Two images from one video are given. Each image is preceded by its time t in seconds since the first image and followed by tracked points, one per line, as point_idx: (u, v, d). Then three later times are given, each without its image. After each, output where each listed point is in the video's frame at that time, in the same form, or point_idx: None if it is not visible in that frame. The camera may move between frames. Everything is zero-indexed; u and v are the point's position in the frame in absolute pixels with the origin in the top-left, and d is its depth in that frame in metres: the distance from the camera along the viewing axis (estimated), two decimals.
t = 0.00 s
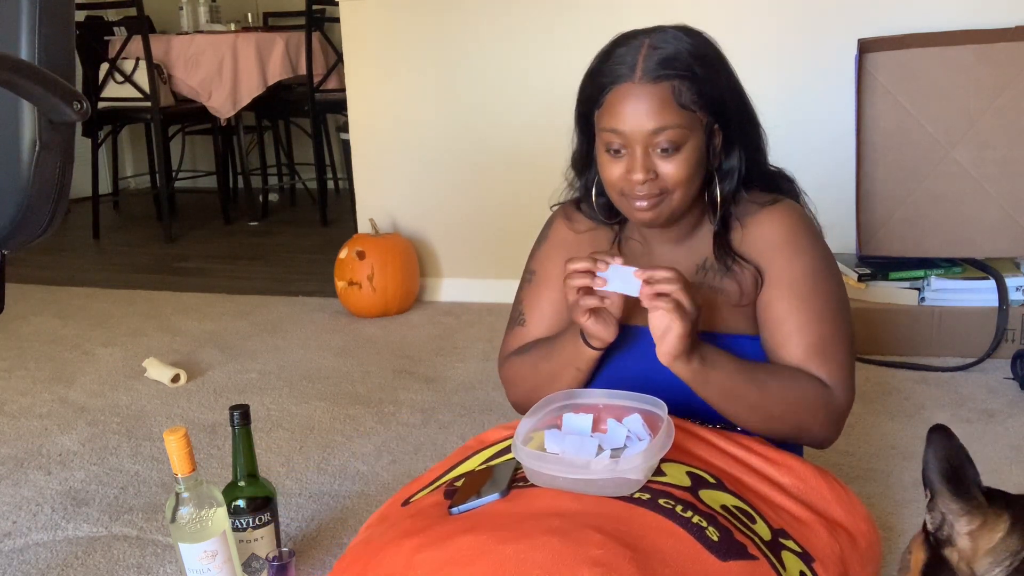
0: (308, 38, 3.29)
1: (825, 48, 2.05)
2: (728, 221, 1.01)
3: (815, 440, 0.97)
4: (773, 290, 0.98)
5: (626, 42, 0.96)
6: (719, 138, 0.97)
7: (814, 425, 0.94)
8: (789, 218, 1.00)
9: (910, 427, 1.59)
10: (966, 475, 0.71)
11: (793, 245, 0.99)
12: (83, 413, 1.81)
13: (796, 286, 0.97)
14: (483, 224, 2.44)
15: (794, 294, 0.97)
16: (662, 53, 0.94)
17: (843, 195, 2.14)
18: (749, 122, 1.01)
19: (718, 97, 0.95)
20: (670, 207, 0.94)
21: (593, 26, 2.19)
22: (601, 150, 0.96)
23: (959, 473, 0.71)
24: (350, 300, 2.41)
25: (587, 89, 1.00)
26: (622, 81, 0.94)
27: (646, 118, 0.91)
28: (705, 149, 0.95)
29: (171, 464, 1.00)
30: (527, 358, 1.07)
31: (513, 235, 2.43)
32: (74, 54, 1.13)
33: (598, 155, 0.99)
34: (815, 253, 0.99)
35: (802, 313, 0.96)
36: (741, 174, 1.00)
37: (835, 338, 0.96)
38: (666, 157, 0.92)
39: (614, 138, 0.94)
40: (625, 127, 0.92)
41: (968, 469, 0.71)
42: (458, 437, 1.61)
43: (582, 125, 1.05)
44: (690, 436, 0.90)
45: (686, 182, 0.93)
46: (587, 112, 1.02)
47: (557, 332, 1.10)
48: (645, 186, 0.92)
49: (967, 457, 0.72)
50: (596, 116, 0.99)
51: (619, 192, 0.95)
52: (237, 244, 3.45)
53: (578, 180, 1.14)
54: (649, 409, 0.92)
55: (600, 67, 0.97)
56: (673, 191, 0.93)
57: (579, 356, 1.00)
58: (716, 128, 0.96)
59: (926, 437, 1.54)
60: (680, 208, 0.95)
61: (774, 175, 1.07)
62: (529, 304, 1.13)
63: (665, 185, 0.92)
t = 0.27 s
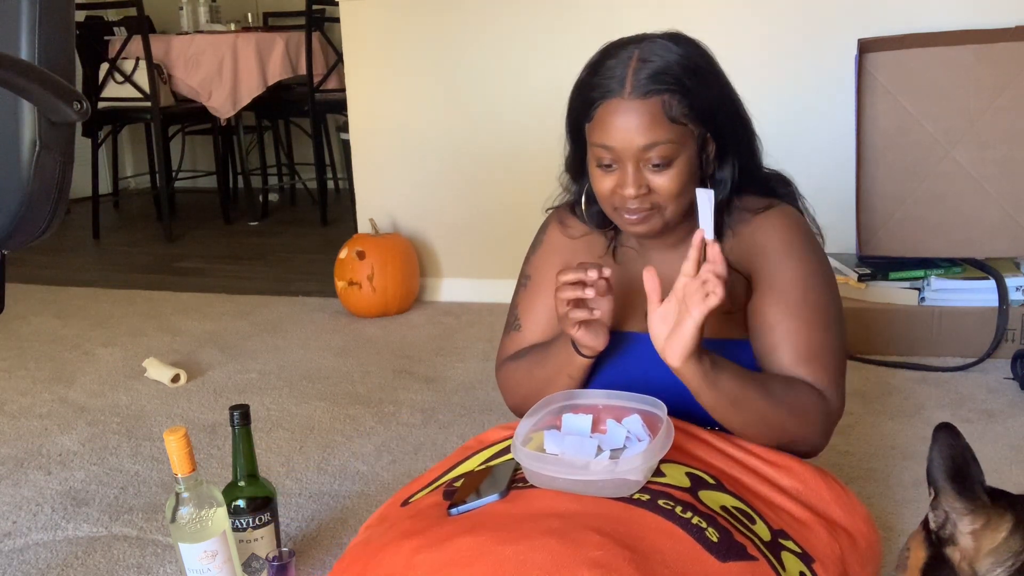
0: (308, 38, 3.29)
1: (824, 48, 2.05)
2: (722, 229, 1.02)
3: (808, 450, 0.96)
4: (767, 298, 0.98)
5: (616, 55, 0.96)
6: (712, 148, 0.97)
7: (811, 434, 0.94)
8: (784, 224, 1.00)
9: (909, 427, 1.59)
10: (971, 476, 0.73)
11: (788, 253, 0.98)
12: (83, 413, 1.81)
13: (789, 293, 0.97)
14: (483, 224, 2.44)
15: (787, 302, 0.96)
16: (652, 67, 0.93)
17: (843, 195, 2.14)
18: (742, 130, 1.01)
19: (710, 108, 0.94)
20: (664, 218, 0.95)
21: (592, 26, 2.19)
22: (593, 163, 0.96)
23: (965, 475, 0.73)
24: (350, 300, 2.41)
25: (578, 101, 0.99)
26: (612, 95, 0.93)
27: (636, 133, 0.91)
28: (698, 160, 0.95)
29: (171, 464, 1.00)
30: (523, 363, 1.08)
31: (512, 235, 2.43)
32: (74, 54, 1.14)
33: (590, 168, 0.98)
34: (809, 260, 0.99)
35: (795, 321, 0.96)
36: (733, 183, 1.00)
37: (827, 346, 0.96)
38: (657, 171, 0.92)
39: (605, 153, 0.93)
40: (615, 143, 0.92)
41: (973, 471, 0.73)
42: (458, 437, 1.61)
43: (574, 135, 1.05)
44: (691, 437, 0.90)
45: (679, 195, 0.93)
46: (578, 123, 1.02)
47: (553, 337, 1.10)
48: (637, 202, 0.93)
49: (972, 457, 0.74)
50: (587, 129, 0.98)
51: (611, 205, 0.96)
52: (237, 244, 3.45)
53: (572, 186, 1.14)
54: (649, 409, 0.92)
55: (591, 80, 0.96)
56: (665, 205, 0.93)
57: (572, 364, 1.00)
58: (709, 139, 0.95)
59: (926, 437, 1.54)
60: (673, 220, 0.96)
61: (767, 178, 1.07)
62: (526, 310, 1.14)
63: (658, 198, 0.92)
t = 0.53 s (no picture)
0: (308, 38, 3.29)
1: (823, 48, 2.05)
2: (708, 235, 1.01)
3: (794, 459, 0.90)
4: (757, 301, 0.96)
5: (600, 63, 0.94)
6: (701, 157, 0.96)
7: (790, 444, 0.88)
8: (771, 228, 0.99)
9: (909, 427, 1.59)
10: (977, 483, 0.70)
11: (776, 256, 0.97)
12: (83, 413, 1.81)
13: (772, 295, 0.95)
14: (483, 223, 2.44)
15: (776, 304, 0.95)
16: (638, 75, 0.91)
17: (843, 195, 2.14)
18: (728, 137, 1.00)
19: (697, 118, 0.93)
20: (653, 230, 0.93)
21: (592, 26, 2.19)
22: (580, 174, 0.95)
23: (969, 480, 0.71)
24: (350, 300, 2.41)
25: (563, 110, 0.98)
26: (597, 104, 0.91)
27: (622, 144, 0.89)
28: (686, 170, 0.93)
29: (171, 464, 1.00)
30: (517, 370, 1.08)
31: (512, 235, 2.43)
32: (74, 54, 1.14)
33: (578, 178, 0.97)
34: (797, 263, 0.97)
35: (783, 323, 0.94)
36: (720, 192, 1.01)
37: (812, 350, 0.94)
38: (645, 183, 0.90)
39: (591, 165, 0.92)
40: (601, 154, 0.90)
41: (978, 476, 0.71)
42: (458, 437, 1.61)
43: (561, 143, 1.03)
44: (691, 435, 0.90)
45: (667, 206, 0.92)
46: (564, 131, 1.00)
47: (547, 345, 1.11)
48: (624, 214, 0.91)
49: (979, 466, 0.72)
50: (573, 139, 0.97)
51: (598, 217, 0.94)
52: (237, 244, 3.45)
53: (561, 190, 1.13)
54: (648, 408, 0.92)
55: (575, 89, 0.95)
56: (653, 216, 0.92)
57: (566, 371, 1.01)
58: (697, 148, 0.94)
59: (926, 437, 1.54)
60: (661, 231, 0.95)
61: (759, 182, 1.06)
62: (520, 316, 1.14)
63: (647, 211, 0.91)
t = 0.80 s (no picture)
0: (308, 38, 3.29)
1: (824, 48, 2.05)
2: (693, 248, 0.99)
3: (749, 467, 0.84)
4: (729, 316, 0.93)
5: (583, 77, 0.91)
6: (688, 172, 0.94)
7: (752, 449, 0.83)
8: (753, 240, 0.97)
9: (909, 427, 1.59)
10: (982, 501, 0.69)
11: (752, 268, 0.94)
12: (82, 413, 1.81)
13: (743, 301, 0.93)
14: (483, 224, 2.44)
15: (752, 317, 0.92)
16: (619, 93, 0.88)
17: (843, 195, 2.14)
18: (715, 150, 0.96)
19: (682, 132, 0.90)
20: (639, 247, 0.93)
21: (593, 26, 2.19)
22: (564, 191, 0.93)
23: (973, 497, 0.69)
24: (349, 301, 2.41)
25: (546, 124, 0.95)
26: (577, 123, 0.89)
27: (603, 166, 0.87)
28: (672, 187, 0.92)
29: (171, 464, 1.00)
30: (505, 381, 1.08)
31: (512, 235, 2.43)
32: (74, 54, 1.14)
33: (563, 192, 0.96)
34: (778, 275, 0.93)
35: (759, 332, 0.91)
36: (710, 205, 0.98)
37: (777, 357, 0.89)
38: (628, 203, 0.89)
39: (574, 184, 0.90)
40: (582, 175, 0.88)
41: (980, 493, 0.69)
42: (458, 437, 1.61)
43: (546, 154, 1.01)
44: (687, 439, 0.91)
45: (653, 224, 0.91)
46: (548, 144, 0.97)
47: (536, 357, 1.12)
48: (608, 233, 0.90)
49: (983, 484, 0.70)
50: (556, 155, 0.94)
51: (584, 234, 0.93)
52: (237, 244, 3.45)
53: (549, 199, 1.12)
54: (644, 411, 0.92)
55: (557, 104, 0.92)
56: (638, 234, 0.91)
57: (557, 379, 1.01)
58: (682, 163, 0.92)
59: (926, 437, 1.54)
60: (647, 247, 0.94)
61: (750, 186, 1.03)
62: (510, 326, 1.15)
63: (632, 230, 0.90)
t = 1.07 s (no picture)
0: (308, 38, 3.29)
1: (823, 48, 2.05)
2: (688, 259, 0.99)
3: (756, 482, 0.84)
4: (727, 326, 0.93)
5: (573, 91, 0.91)
6: (682, 185, 0.93)
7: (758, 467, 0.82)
8: (750, 251, 0.96)
9: (910, 427, 1.59)
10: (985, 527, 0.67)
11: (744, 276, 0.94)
12: (82, 413, 1.81)
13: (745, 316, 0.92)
14: (483, 224, 2.44)
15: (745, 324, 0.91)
16: (609, 106, 0.88)
17: (843, 195, 2.14)
18: (708, 161, 0.96)
19: (674, 144, 0.90)
20: (634, 259, 0.92)
21: (592, 26, 2.19)
22: (558, 206, 0.93)
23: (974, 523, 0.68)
24: (349, 301, 2.41)
25: (538, 139, 0.95)
26: (568, 137, 0.88)
27: (595, 180, 0.87)
28: (665, 200, 0.91)
29: (171, 464, 1.00)
30: (501, 387, 1.10)
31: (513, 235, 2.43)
32: (74, 54, 1.14)
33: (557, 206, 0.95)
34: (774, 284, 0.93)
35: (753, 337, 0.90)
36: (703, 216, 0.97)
37: (782, 371, 0.89)
38: (621, 217, 0.88)
39: (567, 200, 0.90)
40: (574, 190, 0.88)
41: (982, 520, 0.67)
42: (458, 437, 1.61)
43: (540, 169, 1.00)
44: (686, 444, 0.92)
45: (647, 236, 0.90)
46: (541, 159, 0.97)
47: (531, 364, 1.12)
48: (602, 247, 0.90)
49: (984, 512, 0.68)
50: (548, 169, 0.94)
51: (578, 248, 0.93)
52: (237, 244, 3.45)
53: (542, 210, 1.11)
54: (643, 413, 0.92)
55: (548, 119, 0.92)
56: (632, 247, 0.91)
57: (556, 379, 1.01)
58: (675, 175, 0.91)
59: (926, 437, 1.54)
60: (642, 259, 0.94)
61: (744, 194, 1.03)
62: (506, 331, 1.14)
63: (626, 244, 0.90)
